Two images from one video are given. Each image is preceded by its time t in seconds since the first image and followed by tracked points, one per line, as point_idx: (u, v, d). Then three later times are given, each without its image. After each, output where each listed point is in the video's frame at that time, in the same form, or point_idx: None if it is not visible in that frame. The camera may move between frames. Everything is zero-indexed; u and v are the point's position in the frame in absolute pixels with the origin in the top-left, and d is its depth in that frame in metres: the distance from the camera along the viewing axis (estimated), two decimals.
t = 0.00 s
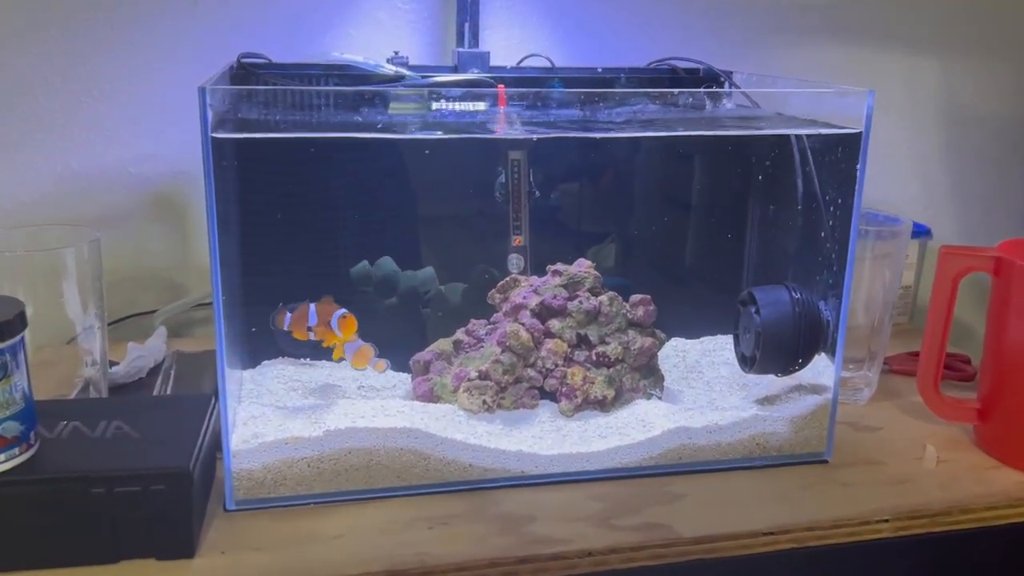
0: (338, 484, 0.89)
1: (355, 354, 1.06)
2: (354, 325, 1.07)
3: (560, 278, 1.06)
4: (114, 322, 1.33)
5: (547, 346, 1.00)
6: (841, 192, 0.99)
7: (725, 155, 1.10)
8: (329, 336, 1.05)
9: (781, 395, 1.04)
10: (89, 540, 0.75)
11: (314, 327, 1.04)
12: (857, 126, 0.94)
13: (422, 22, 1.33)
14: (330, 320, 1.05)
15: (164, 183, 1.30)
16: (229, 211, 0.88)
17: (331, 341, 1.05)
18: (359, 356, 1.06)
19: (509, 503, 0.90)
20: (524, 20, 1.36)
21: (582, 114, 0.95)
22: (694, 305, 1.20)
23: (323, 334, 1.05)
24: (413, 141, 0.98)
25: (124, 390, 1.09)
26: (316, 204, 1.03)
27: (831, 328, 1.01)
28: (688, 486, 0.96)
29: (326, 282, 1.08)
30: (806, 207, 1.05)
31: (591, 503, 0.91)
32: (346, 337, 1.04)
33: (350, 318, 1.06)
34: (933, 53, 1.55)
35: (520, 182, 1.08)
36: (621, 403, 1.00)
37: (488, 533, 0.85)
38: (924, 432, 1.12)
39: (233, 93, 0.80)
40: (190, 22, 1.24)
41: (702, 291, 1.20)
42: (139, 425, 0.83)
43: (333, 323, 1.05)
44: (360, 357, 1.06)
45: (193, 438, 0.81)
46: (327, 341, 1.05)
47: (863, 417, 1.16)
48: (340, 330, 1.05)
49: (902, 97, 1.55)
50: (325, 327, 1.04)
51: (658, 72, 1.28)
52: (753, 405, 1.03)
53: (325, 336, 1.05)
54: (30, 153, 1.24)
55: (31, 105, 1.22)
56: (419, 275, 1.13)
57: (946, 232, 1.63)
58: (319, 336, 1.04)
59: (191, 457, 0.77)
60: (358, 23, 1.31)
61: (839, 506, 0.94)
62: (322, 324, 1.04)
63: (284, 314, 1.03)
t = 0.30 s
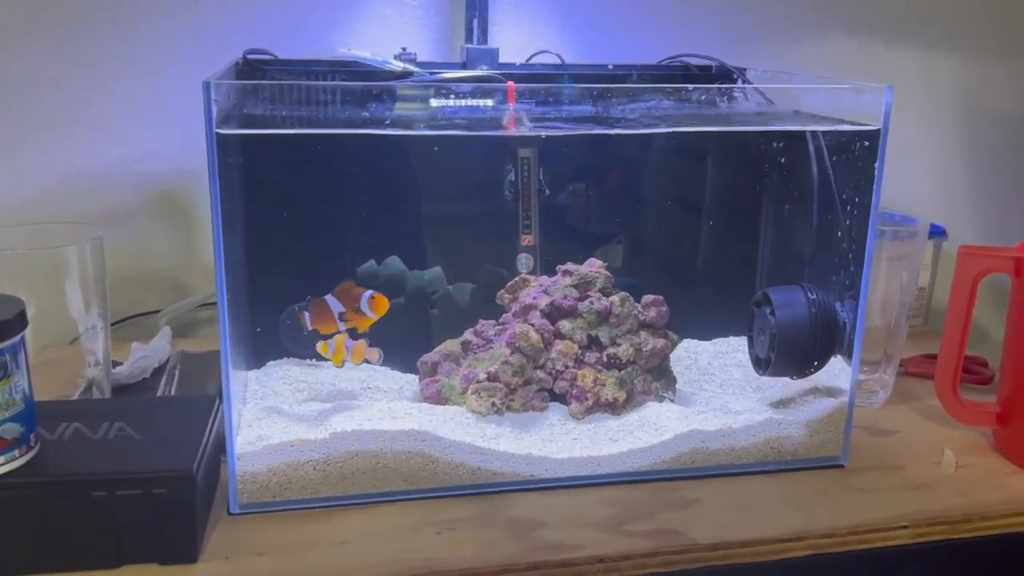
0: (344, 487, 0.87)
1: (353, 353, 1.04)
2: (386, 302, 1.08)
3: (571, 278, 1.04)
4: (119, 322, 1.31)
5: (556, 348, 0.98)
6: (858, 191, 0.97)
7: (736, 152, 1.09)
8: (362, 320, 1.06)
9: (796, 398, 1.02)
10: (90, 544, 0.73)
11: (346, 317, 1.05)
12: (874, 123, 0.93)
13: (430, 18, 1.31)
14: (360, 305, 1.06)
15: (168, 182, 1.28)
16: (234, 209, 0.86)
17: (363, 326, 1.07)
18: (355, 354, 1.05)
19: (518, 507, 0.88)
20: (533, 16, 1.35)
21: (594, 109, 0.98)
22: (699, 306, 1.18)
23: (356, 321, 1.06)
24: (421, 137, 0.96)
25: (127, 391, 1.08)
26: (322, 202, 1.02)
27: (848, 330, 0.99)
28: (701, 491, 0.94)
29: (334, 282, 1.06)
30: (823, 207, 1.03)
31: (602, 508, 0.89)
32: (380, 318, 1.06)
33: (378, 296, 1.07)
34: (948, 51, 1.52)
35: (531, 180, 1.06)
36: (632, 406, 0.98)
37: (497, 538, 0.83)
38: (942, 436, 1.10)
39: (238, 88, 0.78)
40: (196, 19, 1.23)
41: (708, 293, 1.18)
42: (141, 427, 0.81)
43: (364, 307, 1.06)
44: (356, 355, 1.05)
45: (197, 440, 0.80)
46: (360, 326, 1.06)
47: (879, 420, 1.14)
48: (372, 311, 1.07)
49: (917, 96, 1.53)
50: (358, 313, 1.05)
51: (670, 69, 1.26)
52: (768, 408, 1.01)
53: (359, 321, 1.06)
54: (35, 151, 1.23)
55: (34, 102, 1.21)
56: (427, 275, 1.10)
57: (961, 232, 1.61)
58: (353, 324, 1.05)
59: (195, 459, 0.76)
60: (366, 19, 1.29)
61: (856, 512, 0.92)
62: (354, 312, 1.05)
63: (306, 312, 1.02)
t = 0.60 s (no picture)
0: (356, 489, 0.86)
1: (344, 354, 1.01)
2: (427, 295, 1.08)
3: (584, 278, 1.03)
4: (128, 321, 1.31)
5: (570, 349, 0.97)
6: (875, 191, 0.97)
7: (751, 150, 1.07)
8: (403, 312, 1.07)
9: (811, 401, 1.01)
10: (100, 545, 0.72)
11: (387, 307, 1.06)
12: (892, 123, 0.92)
13: (442, 17, 1.31)
14: (402, 297, 1.06)
15: (178, 181, 1.28)
16: (245, 207, 0.85)
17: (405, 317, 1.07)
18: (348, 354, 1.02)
19: (532, 510, 0.87)
20: (545, 15, 1.34)
21: (611, 107, 0.98)
22: (710, 308, 1.15)
23: (397, 312, 1.06)
24: (434, 135, 0.95)
25: (137, 391, 1.07)
26: (333, 200, 1.01)
27: (864, 332, 0.98)
28: (716, 494, 0.93)
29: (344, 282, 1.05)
30: (838, 210, 1.03)
31: (616, 511, 0.88)
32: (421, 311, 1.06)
33: (423, 287, 1.07)
34: (963, 50, 1.51)
35: (543, 181, 1.06)
36: (646, 407, 0.97)
37: (510, 540, 0.82)
38: (959, 440, 1.08)
39: (250, 85, 0.77)
40: (207, 18, 1.22)
41: (717, 295, 1.15)
42: (152, 426, 0.81)
43: (406, 298, 1.06)
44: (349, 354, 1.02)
45: (208, 440, 0.79)
46: (401, 317, 1.07)
47: (895, 423, 1.13)
48: (414, 302, 1.07)
49: (931, 96, 1.52)
50: (400, 305, 1.06)
51: (683, 69, 1.25)
52: (783, 410, 0.99)
53: (399, 312, 1.07)
54: (45, 150, 1.23)
55: (44, 100, 1.20)
56: (440, 275, 1.09)
57: (976, 234, 1.59)
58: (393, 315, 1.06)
59: (206, 460, 0.75)
60: (377, 18, 1.28)
61: (873, 516, 0.90)
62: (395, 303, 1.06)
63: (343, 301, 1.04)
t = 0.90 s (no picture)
0: (369, 493, 0.86)
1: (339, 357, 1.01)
2: (468, 312, 1.09)
3: (598, 281, 1.02)
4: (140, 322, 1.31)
5: (584, 352, 0.96)
6: (893, 194, 0.96)
7: (768, 153, 1.06)
8: (443, 323, 1.08)
9: (828, 406, 1.00)
10: (112, 549, 0.72)
11: (428, 315, 1.07)
12: (912, 126, 0.91)
13: (455, 19, 1.30)
14: (445, 308, 1.08)
15: (190, 181, 1.27)
16: (259, 209, 0.85)
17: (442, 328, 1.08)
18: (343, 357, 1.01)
19: (545, 515, 0.87)
20: (559, 17, 1.33)
21: (627, 109, 0.94)
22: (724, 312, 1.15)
23: (437, 322, 1.08)
24: (449, 138, 0.94)
25: (149, 392, 1.07)
26: (346, 201, 1.01)
27: (882, 337, 0.97)
28: (731, 500, 0.92)
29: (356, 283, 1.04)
30: (856, 214, 1.02)
31: (630, 517, 0.87)
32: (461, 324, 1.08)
33: (466, 301, 1.09)
34: (980, 53, 1.50)
35: (558, 185, 1.06)
36: (660, 412, 0.96)
37: (524, 546, 0.81)
38: (976, 446, 1.07)
39: (266, 87, 0.77)
40: (220, 17, 1.22)
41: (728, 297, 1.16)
42: (165, 429, 0.80)
43: (448, 310, 1.08)
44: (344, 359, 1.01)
45: (220, 443, 0.78)
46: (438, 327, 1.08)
47: (910, 429, 1.11)
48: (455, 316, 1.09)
49: (948, 98, 1.50)
50: (441, 316, 1.08)
51: (698, 70, 1.24)
52: (799, 416, 0.98)
53: (438, 322, 1.08)
54: (59, 149, 1.23)
55: (57, 100, 1.20)
56: (452, 276, 1.09)
57: (992, 238, 1.57)
58: (433, 324, 1.08)
59: (219, 463, 0.75)
60: (391, 19, 1.28)
61: (890, 523, 0.89)
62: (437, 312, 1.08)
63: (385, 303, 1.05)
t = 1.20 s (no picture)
0: (378, 496, 0.85)
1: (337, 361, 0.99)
2: (493, 335, 1.08)
3: (610, 283, 1.01)
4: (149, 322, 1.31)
5: (595, 355, 0.95)
6: (909, 196, 0.95)
7: (782, 150, 1.04)
8: (466, 344, 1.07)
9: (842, 410, 0.98)
10: (120, 551, 0.71)
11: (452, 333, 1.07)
12: (929, 127, 0.90)
13: (465, 18, 1.30)
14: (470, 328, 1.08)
15: (199, 181, 1.27)
16: (268, 210, 0.85)
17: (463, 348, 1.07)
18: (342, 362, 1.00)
19: (555, 519, 0.86)
20: (570, 16, 1.32)
21: (639, 109, 0.93)
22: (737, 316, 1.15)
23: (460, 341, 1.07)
24: (459, 139, 0.94)
25: (157, 393, 1.06)
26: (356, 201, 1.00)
27: (897, 340, 0.96)
28: (743, 505, 0.91)
29: (365, 284, 1.04)
30: (871, 215, 1.01)
31: (641, 522, 0.86)
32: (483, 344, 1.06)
33: (491, 327, 1.09)
34: (995, 54, 1.48)
35: (569, 185, 1.05)
36: (672, 416, 0.95)
37: (534, 550, 0.80)
38: (992, 451, 1.05)
39: (275, 86, 0.76)
40: (230, 16, 1.22)
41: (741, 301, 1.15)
42: (172, 431, 0.80)
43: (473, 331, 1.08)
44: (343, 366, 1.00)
45: (229, 445, 0.78)
46: (460, 348, 1.07)
47: (924, 433, 1.10)
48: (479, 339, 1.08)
49: (962, 100, 1.49)
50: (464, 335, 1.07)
51: (710, 70, 1.23)
52: (812, 420, 0.97)
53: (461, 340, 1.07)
54: (67, 148, 1.22)
55: (66, 101, 1.20)
56: (462, 278, 1.08)
57: (1007, 240, 1.56)
58: (455, 342, 1.07)
59: (226, 465, 0.74)
60: (401, 19, 1.27)
61: (906, 529, 0.88)
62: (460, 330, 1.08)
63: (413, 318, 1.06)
